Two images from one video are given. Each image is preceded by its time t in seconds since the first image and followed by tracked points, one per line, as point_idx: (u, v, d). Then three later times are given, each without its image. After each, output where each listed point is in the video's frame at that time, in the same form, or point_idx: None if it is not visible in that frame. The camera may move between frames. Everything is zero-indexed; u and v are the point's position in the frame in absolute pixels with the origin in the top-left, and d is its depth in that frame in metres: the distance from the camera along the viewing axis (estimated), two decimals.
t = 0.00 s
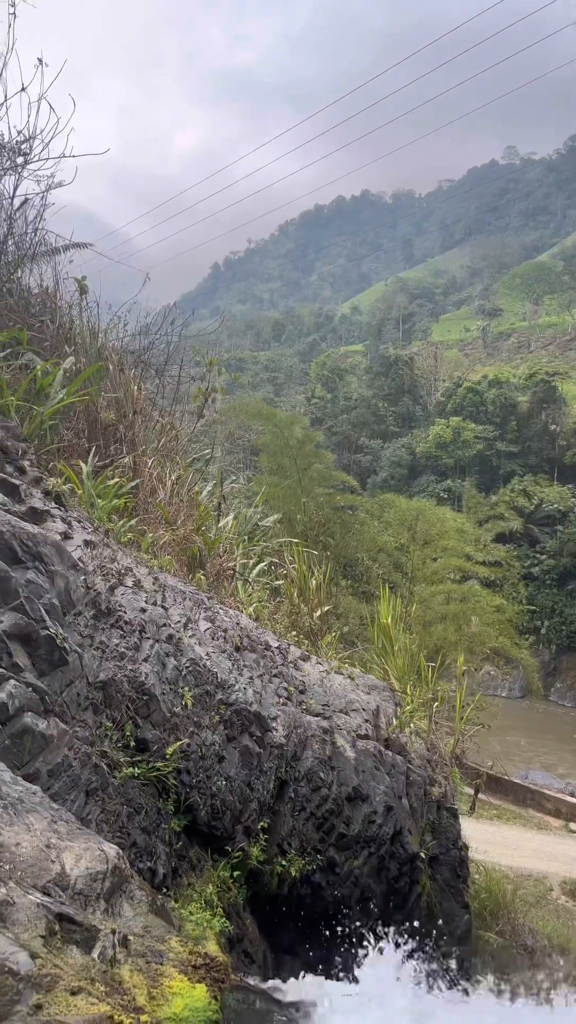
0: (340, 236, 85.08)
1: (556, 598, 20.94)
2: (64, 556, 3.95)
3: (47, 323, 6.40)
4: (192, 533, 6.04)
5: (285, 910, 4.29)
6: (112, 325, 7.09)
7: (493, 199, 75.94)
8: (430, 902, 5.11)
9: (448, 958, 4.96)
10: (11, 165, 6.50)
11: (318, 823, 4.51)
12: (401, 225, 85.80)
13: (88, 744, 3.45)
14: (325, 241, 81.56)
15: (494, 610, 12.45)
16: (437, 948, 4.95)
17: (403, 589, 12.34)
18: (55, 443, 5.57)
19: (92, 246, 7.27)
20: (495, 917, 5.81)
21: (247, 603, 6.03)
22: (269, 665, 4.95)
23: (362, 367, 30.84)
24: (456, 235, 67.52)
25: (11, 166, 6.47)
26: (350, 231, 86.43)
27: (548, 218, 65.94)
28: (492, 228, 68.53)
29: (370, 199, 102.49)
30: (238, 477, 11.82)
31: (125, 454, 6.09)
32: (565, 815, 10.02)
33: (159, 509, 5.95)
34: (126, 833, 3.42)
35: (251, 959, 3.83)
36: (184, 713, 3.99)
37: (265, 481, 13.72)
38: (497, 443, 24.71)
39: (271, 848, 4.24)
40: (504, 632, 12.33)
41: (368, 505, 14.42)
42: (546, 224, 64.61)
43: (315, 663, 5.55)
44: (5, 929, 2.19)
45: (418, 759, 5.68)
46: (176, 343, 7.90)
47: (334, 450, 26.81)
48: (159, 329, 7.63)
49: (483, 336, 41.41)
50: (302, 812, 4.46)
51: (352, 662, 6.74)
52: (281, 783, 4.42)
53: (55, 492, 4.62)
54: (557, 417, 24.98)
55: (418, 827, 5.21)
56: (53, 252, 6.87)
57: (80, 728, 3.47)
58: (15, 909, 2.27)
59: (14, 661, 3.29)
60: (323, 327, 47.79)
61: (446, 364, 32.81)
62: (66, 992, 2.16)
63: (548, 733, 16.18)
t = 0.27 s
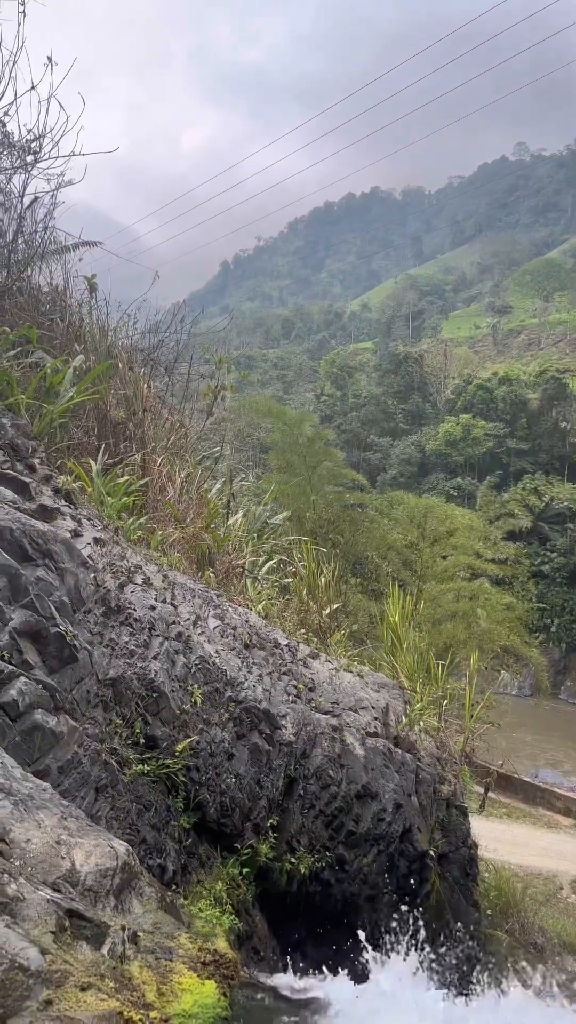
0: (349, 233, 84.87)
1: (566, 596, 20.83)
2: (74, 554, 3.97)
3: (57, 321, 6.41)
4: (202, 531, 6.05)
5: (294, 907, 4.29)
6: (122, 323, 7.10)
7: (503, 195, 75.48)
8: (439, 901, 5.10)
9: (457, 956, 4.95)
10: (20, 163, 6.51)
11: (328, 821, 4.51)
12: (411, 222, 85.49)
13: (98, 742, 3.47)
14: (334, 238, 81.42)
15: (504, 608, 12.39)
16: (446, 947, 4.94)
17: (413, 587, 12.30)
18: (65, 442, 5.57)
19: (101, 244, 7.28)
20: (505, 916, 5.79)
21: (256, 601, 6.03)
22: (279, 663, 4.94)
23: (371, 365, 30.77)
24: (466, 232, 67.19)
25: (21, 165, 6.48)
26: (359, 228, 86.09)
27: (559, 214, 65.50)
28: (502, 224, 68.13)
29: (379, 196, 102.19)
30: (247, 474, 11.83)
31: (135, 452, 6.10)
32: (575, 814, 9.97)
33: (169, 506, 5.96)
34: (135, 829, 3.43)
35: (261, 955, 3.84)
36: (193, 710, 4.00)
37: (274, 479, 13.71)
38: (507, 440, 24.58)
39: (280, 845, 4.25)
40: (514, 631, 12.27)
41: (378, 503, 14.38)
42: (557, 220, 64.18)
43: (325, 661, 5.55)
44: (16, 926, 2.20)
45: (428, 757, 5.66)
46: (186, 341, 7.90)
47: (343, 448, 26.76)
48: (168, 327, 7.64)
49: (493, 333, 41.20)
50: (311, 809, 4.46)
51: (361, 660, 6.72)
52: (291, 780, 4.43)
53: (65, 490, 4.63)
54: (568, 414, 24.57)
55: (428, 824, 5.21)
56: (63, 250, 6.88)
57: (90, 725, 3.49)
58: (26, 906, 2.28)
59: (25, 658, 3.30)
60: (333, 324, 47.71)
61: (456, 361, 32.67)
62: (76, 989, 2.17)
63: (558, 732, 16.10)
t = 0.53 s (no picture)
0: (354, 229, 84.68)
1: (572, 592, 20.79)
2: (80, 551, 3.98)
3: (62, 319, 6.42)
4: (207, 528, 6.05)
5: (299, 904, 4.30)
6: (127, 320, 7.11)
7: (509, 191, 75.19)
8: (444, 898, 5.11)
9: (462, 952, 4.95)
10: (25, 161, 6.51)
11: (333, 817, 4.52)
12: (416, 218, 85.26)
13: (104, 738, 3.47)
14: (338, 234, 81.26)
15: (509, 605, 12.37)
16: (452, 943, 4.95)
17: (418, 584, 12.29)
18: (70, 439, 5.58)
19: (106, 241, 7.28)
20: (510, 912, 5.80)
21: (261, 598, 6.03)
22: (283, 660, 4.95)
23: (376, 361, 30.71)
24: (471, 228, 66.98)
25: (26, 162, 6.48)
26: (364, 224, 85.88)
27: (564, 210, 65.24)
28: (507, 220, 67.88)
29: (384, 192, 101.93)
30: (252, 471, 11.83)
31: (139, 449, 6.11)
32: None
33: (173, 503, 5.97)
34: (141, 825, 3.44)
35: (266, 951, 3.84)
36: (198, 707, 4.00)
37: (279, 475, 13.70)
38: (512, 437, 24.51)
39: (285, 841, 4.25)
40: (519, 627, 12.24)
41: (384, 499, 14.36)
42: (562, 216, 63.92)
43: (330, 658, 5.55)
44: (22, 922, 2.20)
45: (433, 754, 5.66)
46: (191, 337, 7.89)
47: (348, 445, 26.72)
48: (173, 324, 7.64)
49: (498, 329, 41.07)
50: (316, 806, 4.47)
51: (366, 657, 6.72)
52: (296, 777, 4.43)
53: (70, 488, 4.64)
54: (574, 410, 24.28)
55: (433, 821, 5.20)
56: (68, 247, 6.89)
57: (96, 722, 3.50)
58: (32, 902, 2.29)
59: (30, 654, 3.31)
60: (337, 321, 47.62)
61: (461, 358, 32.59)
62: (82, 984, 2.18)
63: (564, 729, 16.10)
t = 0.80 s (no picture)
0: (353, 225, 84.46)
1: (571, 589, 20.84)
2: (79, 547, 3.97)
3: (60, 315, 6.40)
4: (206, 524, 6.05)
5: (299, 900, 4.31)
6: (125, 316, 7.09)
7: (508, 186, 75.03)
8: (444, 893, 5.13)
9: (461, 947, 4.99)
10: (24, 156, 6.48)
11: (333, 813, 4.53)
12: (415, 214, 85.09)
13: (104, 734, 3.48)
14: (337, 230, 81.06)
15: (509, 601, 12.36)
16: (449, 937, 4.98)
17: (418, 580, 12.31)
18: (69, 435, 5.56)
19: (104, 236, 7.26)
20: (510, 907, 5.81)
21: (260, 595, 6.02)
22: (283, 656, 4.95)
23: (375, 358, 30.67)
24: (470, 224, 66.92)
25: (25, 158, 6.45)
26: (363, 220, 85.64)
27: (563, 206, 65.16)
28: (507, 216, 67.73)
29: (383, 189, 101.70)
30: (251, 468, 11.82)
31: (139, 446, 6.10)
32: None
33: (173, 500, 5.96)
34: (141, 821, 3.45)
35: (267, 947, 3.85)
36: (198, 703, 4.00)
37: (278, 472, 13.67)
38: (511, 433, 24.50)
39: (285, 837, 4.26)
40: (519, 623, 12.23)
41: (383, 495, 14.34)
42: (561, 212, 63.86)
43: (329, 654, 5.54)
44: (23, 918, 2.21)
45: (432, 750, 5.67)
46: (189, 333, 7.87)
47: (347, 441, 26.68)
48: (171, 320, 7.62)
49: (497, 325, 41.05)
50: (316, 802, 4.47)
51: (366, 653, 6.71)
52: (296, 773, 4.44)
53: (69, 484, 4.63)
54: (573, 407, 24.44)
55: (432, 817, 5.21)
56: (66, 243, 6.86)
57: (96, 718, 3.50)
58: (32, 898, 2.29)
59: (30, 651, 3.31)
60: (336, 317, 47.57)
61: (460, 354, 32.55)
62: (82, 980, 2.19)
63: (564, 724, 16.13)
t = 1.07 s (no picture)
0: (347, 222, 84.39)
1: (565, 585, 20.96)
2: (74, 545, 3.97)
3: (54, 312, 6.38)
4: (201, 521, 6.04)
5: (295, 895, 4.33)
6: (119, 313, 7.08)
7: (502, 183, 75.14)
8: (439, 889, 5.14)
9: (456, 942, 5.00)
10: (16, 153, 6.45)
11: (328, 809, 4.53)
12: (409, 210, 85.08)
13: (99, 731, 3.47)
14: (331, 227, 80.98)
15: (504, 597, 12.39)
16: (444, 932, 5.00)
17: (413, 577, 12.34)
18: (63, 433, 5.54)
19: (98, 233, 7.23)
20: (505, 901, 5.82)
21: (255, 592, 6.02)
22: (279, 653, 4.95)
23: (370, 355, 30.68)
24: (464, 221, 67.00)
25: (17, 154, 6.42)
26: (357, 217, 85.53)
27: (557, 203, 65.32)
28: (501, 213, 67.83)
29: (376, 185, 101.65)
30: (246, 465, 11.81)
31: (133, 443, 6.09)
32: (574, 800, 10.02)
33: (167, 497, 5.95)
34: (137, 819, 3.44)
35: (263, 943, 3.86)
36: (194, 700, 4.00)
37: (273, 469, 13.66)
38: (506, 429, 24.56)
39: (281, 834, 4.27)
40: (514, 620, 12.27)
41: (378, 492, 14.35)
42: (555, 209, 64.01)
43: (325, 651, 5.54)
44: (19, 916, 2.20)
45: (428, 746, 5.68)
46: (183, 330, 7.86)
47: (341, 438, 26.69)
48: (165, 317, 7.60)
49: (491, 322, 41.15)
50: (312, 798, 4.48)
51: (361, 649, 6.73)
52: (291, 770, 4.44)
53: (63, 482, 4.61)
54: (566, 405, 24.80)
55: (427, 813, 5.22)
56: (59, 239, 6.83)
57: (91, 716, 3.49)
58: (29, 896, 2.28)
59: (25, 650, 3.30)
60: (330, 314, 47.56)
61: (455, 351, 32.62)
62: (79, 978, 2.19)
63: (559, 720, 16.21)
